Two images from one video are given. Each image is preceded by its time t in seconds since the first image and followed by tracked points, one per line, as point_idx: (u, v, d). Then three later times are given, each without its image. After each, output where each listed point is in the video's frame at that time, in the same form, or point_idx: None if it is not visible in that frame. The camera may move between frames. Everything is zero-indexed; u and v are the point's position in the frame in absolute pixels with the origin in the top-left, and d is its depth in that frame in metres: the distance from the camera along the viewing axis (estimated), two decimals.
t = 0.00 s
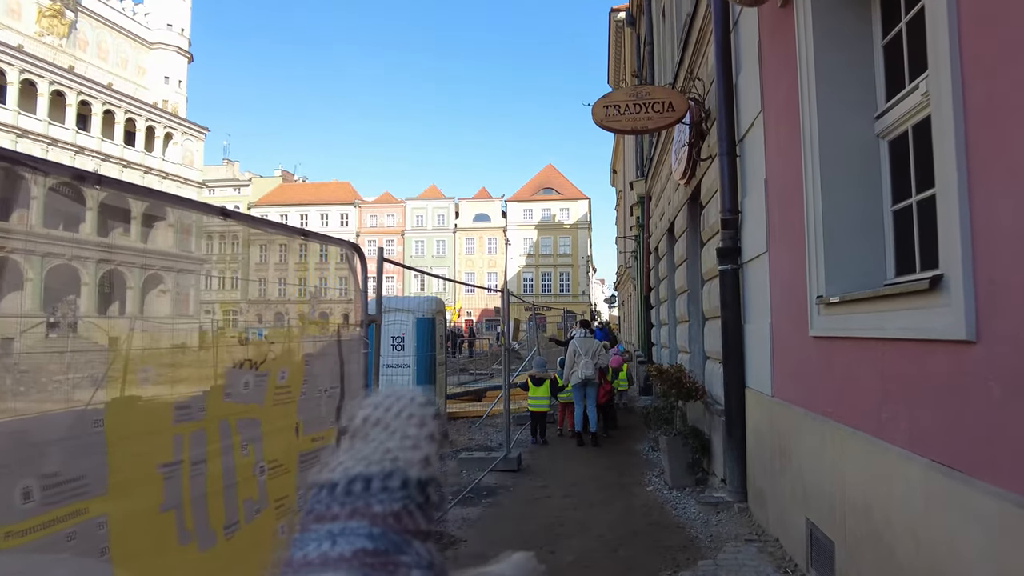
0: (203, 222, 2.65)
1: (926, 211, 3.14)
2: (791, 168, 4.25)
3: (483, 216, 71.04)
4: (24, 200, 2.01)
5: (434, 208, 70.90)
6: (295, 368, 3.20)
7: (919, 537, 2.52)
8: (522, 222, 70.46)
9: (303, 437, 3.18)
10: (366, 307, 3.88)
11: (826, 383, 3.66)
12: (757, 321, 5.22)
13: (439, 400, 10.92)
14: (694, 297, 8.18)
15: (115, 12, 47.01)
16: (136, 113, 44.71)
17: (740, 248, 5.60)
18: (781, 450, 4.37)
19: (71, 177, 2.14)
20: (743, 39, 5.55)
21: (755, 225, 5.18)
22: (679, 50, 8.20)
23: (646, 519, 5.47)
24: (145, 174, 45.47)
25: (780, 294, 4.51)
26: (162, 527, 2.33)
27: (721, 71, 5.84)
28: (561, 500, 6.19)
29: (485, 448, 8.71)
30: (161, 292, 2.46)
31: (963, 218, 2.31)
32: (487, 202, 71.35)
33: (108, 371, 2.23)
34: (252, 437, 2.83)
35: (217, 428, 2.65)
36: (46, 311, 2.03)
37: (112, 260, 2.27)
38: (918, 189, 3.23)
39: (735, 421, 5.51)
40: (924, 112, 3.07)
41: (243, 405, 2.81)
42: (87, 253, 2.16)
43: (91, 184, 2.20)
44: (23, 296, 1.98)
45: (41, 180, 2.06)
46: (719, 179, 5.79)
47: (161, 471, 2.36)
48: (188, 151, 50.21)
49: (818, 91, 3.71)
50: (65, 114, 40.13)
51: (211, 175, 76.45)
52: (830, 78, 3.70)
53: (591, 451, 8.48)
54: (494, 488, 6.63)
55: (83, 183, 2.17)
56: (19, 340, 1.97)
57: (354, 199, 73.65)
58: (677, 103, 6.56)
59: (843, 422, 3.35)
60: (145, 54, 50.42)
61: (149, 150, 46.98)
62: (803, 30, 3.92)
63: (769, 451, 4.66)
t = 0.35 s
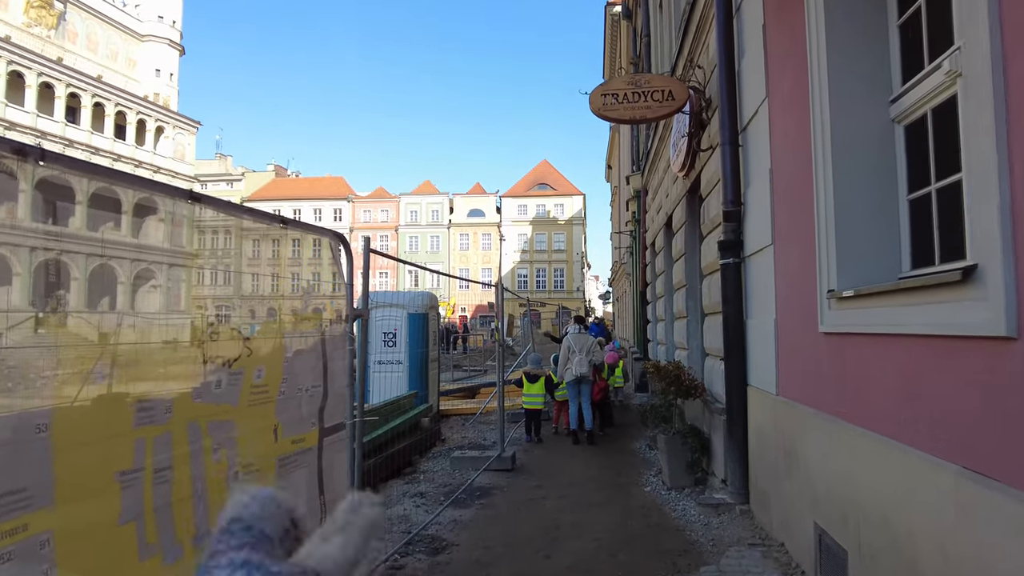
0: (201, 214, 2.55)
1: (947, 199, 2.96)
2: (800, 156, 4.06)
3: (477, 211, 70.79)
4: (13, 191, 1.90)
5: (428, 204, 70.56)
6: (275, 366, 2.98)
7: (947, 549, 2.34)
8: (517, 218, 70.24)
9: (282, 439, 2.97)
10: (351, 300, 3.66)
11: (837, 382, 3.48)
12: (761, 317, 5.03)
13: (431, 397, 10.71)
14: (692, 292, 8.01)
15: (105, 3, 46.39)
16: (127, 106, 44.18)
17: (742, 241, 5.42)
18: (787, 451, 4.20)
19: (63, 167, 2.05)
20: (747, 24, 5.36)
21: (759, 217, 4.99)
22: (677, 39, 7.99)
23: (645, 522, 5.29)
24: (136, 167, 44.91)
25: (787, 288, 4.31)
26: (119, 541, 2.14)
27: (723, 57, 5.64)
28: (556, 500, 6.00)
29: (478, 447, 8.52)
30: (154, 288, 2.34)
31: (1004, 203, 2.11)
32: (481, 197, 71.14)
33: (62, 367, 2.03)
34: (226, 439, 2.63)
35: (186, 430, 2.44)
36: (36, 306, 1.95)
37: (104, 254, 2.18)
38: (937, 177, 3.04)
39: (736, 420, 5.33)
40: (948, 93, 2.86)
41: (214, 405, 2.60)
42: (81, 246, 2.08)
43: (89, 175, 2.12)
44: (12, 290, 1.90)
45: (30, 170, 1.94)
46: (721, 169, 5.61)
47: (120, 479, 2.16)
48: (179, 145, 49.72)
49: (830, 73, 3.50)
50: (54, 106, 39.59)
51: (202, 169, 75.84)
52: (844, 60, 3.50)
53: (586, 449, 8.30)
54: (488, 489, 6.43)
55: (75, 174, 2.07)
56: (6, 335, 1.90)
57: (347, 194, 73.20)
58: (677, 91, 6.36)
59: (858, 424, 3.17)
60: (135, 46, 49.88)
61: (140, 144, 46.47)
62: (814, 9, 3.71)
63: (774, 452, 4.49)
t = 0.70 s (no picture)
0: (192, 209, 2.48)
1: (979, 192, 2.77)
2: (817, 148, 3.85)
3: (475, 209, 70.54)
4: (6, 187, 1.83)
5: (425, 202, 70.28)
6: (258, 368, 2.77)
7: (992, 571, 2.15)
8: (514, 216, 70.01)
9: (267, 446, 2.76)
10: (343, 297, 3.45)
11: (858, 387, 3.28)
12: (771, 317, 4.83)
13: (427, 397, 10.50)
14: (695, 291, 7.81)
15: None
16: (122, 102, 43.81)
17: (751, 238, 5.22)
18: (800, 457, 4.01)
19: (61, 158, 1.97)
20: (757, 12, 5.15)
21: (770, 213, 4.79)
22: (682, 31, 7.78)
23: (649, 529, 5.10)
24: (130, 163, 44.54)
25: (801, 287, 4.12)
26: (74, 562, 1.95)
27: (731, 47, 5.44)
28: (556, 506, 5.81)
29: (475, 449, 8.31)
30: (148, 285, 2.25)
31: None
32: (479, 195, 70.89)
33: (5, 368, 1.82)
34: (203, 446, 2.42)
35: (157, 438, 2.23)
36: (29, 305, 1.87)
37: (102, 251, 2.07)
38: (969, 168, 2.85)
39: (744, 423, 5.15)
40: (983, 77, 2.67)
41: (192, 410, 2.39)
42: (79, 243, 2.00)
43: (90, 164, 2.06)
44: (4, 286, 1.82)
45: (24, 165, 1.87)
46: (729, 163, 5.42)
47: (77, 495, 1.98)
48: (174, 141, 49.36)
49: (851, 61, 3.30)
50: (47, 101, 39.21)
51: (198, 166, 75.44)
52: (866, 46, 3.29)
53: (586, 451, 8.10)
54: (485, 493, 6.23)
55: (72, 165, 2.00)
56: None
57: (344, 191, 72.84)
58: (683, 84, 6.17)
59: (883, 431, 2.98)
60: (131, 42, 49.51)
61: (135, 140, 46.11)
62: None
63: (786, 458, 4.30)
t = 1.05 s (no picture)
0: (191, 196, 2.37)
1: (1001, 179, 2.58)
2: (825, 134, 3.66)
3: (472, 206, 70.32)
4: None
5: (422, 198, 70.03)
6: (230, 366, 2.57)
7: None
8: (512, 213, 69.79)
9: (236, 450, 2.57)
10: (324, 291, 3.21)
11: (868, 385, 3.10)
12: (775, 312, 4.64)
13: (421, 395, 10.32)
14: (694, 287, 7.64)
15: None
16: (116, 97, 43.48)
17: (754, 231, 5.04)
18: (805, 459, 3.84)
19: (52, 150, 1.86)
20: None
21: (774, 204, 4.60)
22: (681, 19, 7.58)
23: (647, 531, 4.93)
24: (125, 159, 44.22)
25: (808, 280, 3.92)
26: None
27: (733, 34, 5.25)
28: (551, 507, 5.63)
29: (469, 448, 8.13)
30: (145, 281, 2.14)
31: None
32: (476, 192, 70.66)
33: None
34: (164, 450, 2.22)
35: (109, 443, 2.02)
36: (22, 301, 1.77)
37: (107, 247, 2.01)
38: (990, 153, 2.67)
39: (745, 422, 4.98)
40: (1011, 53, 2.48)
41: (151, 410, 2.18)
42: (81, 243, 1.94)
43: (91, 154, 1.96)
44: None
45: (14, 157, 1.76)
46: (731, 154, 5.24)
47: (11, 508, 1.75)
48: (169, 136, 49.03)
49: (864, 41, 3.11)
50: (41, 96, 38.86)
51: (194, 161, 75.07)
52: (878, 25, 3.10)
53: (583, 450, 7.92)
54: (478, 493, 6.06)
55: (63, 156, 1.88)
56: None
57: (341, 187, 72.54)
58: (683, 73, 5.99)
59: (898, 432, 2.81)
60: (125, 36, 49.12)
61: (130, 135, 45.78)
62: None
63: (790, 459, 4.13)
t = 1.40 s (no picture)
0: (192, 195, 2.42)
1: (1021, 160, 2.36)
2: (827, 115, 3.43)
3: (469, 200, 70.08)
4: None
5: (419, 192, 69.72)
6: (174, 369, 2.33)
7: None
8: (509, 207, 69.53)
9: (183, 459, 2.35)
10: (287, 286, 2.97)
11: (874, 386, 2.88)
12: (774, 306, 4.42)
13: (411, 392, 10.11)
14: (689, 280, 7.42)
15: None
16: (108, 91, 43.05)
17: (751, 221, 4.82)
18: (805, 462, 3.63)
19: (44, 147, 1.90)
20: None
21: (773, 192, 4.37)
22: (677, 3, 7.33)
23: (639, 536, 4.73)
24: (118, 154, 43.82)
25: (809, 273, 3.69)
26: None
27: (730, 15, 5.01)
28: (541, 509, 5.42)
29: (459, 446, 7.92)
30: (139, 277, 2.15)
31: None
32: (473, 186, 70.35)
33: None
34: (92, 464, 2.00)
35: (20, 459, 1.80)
36: (12, 296, 1.81)
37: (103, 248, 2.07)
38: (1007, 132, 2.43)
39: (742, 421, 4.76)
40: None
41: (74, 419, 1.96)
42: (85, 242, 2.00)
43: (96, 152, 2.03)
44: None
45: (5, 155, 1.78)
46: (726, 141, 5.01)
47: None
48: (163, 131, 48.64)
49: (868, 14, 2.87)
50: (31, 90, 38.47)
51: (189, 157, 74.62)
52: None
53: (576, 448, 7.70)
54: (465, 495, 5.85)
55: (55, 152, 1.92)
56: None
57: (337, 182, 72.15)
58: (677, 57, 5.76)
59: (908, 437, 2.59)
60: (117, 30, 48.68)
61: (123, 130, 45.37)
62: None
63: (789, 461, 3.92)
